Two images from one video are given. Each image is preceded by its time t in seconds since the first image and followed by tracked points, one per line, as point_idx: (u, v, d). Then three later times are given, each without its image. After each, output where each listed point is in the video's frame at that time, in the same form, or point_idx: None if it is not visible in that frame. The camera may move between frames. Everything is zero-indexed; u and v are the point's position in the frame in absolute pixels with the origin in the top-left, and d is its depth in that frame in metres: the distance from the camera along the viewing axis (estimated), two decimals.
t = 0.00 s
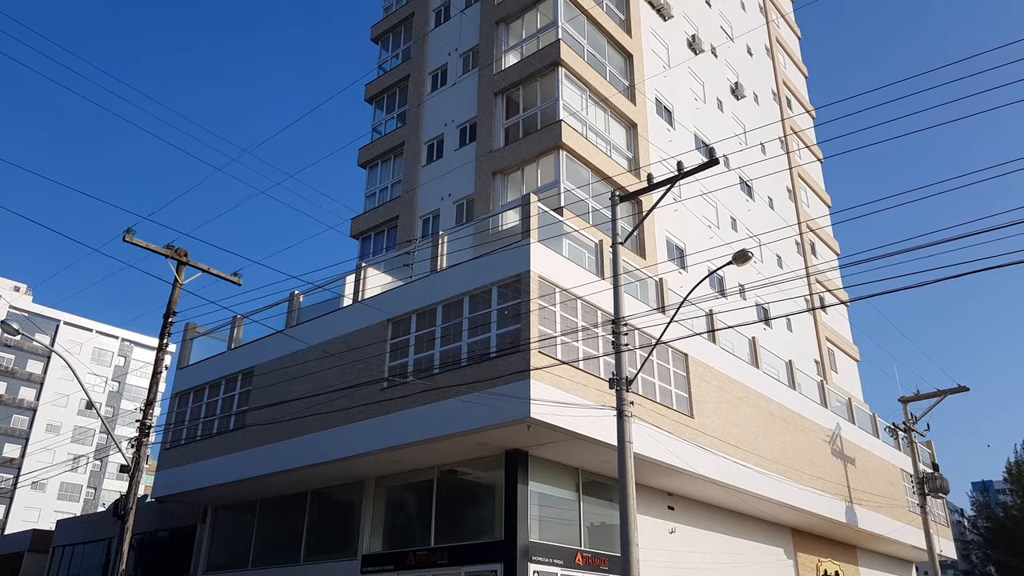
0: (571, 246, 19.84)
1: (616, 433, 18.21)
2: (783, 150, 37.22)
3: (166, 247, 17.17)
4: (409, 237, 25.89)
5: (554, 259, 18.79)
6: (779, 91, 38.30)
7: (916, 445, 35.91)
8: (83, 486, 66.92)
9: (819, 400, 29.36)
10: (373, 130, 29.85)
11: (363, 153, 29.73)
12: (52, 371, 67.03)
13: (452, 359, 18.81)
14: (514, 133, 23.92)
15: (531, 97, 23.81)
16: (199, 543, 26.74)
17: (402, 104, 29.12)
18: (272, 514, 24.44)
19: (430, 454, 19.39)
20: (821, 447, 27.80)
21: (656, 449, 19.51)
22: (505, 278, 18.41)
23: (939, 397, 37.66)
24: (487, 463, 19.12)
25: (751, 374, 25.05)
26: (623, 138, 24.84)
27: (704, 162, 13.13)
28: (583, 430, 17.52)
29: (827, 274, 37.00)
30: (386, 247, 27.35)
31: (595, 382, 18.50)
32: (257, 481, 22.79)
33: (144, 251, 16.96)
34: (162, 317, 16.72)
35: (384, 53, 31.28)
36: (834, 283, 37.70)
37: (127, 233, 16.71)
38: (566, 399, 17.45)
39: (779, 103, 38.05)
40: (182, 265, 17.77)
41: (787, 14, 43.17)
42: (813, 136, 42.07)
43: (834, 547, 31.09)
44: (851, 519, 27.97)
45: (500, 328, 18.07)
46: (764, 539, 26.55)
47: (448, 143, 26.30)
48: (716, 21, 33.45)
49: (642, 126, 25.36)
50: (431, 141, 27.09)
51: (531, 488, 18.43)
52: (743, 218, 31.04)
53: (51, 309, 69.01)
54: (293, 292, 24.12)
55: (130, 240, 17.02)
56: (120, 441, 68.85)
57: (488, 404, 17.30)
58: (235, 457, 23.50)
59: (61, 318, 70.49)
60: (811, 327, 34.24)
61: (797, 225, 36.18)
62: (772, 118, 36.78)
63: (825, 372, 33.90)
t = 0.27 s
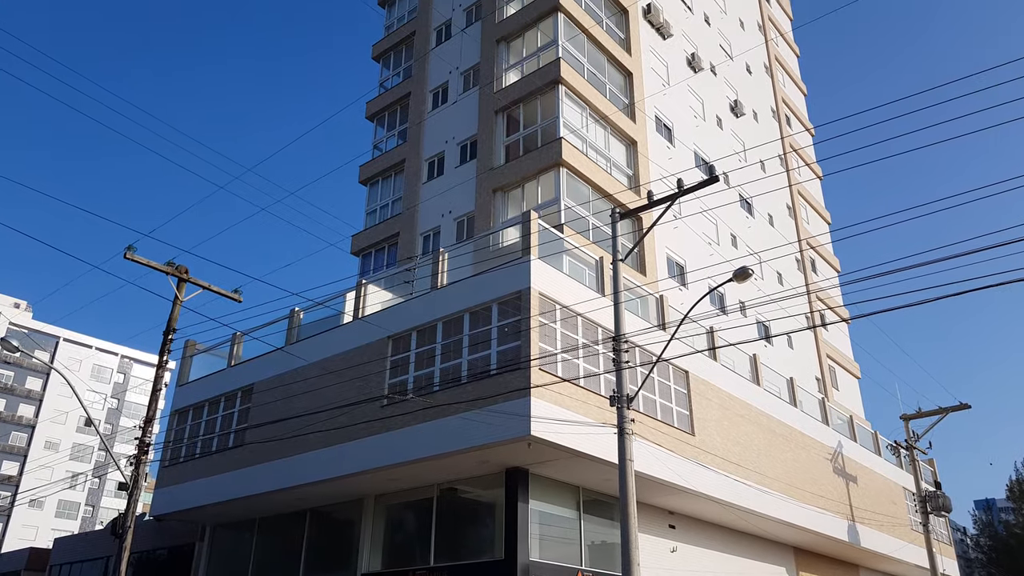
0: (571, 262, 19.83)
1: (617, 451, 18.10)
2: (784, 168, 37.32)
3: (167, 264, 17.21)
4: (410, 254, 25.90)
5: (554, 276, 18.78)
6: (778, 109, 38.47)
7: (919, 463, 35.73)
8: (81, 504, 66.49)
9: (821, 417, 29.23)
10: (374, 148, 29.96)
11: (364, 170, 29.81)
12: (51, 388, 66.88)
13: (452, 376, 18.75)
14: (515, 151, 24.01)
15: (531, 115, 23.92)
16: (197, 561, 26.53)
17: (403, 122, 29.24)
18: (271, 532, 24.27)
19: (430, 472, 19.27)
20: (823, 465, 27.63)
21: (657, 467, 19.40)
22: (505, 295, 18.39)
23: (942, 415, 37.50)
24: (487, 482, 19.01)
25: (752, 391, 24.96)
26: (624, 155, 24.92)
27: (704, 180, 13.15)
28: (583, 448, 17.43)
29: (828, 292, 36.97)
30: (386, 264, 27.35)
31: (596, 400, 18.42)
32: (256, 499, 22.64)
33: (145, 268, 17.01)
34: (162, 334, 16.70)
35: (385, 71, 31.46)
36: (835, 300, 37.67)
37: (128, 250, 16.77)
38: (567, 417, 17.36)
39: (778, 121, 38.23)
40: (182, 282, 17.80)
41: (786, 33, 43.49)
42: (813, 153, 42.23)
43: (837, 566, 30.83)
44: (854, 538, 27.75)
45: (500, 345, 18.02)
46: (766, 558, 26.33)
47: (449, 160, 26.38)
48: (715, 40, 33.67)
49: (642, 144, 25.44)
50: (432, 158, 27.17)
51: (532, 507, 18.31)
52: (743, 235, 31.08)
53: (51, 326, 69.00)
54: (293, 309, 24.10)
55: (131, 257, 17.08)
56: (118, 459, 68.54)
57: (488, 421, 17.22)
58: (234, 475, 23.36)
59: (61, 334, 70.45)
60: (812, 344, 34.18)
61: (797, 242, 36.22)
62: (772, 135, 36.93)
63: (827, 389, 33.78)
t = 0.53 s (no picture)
0: (571, 279, 19.76)
1: (618, 468, 17.99)
2: (783, 185, 37.41)
3: (167, 280, 17.23)
4: (410, 270, 25.90)
5: (554, 292, 18.76)
6: (777, 125, 38.64)
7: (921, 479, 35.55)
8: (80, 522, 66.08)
9: (823, 434, 29.09)
10: (375, 164, 30.04)
11: (364, 186, 29.87)
12: (50, 405, 66.68)
13: (452, 393, 18.68)
14: (515, 167, 24.07)
15: (531, 132, 24.01)
16: None
17: (404, 138, 29.35)
18: (269, 550, 24.08)
19: (430, 489, 19.15)
20: (825, 482, 27.48)
21: (657, 484, 19.29)
22: (505, 311, 18.37)
23: (944, 432, 37.37)
24: (487, 499, 18.88)
25: (753, 408, 24.86)
26: (623, 172, 24.98)
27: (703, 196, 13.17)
28: (584, 465, 17.32)
29: (828, 308, 36.95)
30: (387, 280, 27.34)
31: (597, 416, 18.34)
32: (255, 516, 22.50)
33: (144, 284, 17.04)
34: (162, 351, 16.68)
35: (386, 89, 31.63)
36: (836, 316, 37.64)
37: (128, 266, 16.82)
38: (567, 434, 17.27)
39: (778, 138, 38.38)
40: (182, 298, 17.82)
41: (785, 50, 43.78)
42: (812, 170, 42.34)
43: None
44: (856, 555, 27.55)
45: (500, 361, 17.97)
46: None
47: (449, 176, 26.44)
48: (714, 57, 33.87)
49: (641, 160, 25.51)
50: (432, 174, 27.24)
51: (533, 525, 18.17)
52: (743, 251, 31.10)
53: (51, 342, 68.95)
54: (293, 325, 24.06)
55: (131, 273, 17.11)
56: (117, 477, 68.20)
57: (488, 438, 17.15)
58: (233, 492, 23.23)
59: (61, 351, 70.35)
60: (812, 360, 34.10)
61: (797, 258, 36.24)
62: (771, 152, 37.06)
63: (828, 406, 33.65)
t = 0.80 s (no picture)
0: (572, 294, 19.76)
1: (618, 485, 17.89)
2: (783, 200, 37.50)
3: (168, 296, 17.23)
4: (410, 285, 25.88)
5: (555, 308, 18.73)
6: (776, 141, 38.77)
7: (923, 496, 35.35)
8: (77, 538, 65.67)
9: (824, 450, 28.94)
10: (376, 180, 30.09)
11: (365, 202, 29.92)
12: (48, 420, 66.45)
13: (452, 409, 18.61)
14: (515, 183, 24.12)
15: (531, 147, 24.09)
16: None
17: (404, 154, 29.44)
18: (267, 568, 23.91)
19: (429, 506, 19.02)
20: (827, 498, 27.32)
21: (658, 501, 19.18)
22: (505, 326, 18.34)
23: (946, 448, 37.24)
24: (487, 516, 18.75)
25: (754, 424, 24.77)
26: (623, 188, 25.04)
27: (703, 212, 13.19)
28: (585, 482, 17.21)
29: (829, 324, 36.91)
30: (387, 296, 27.31)
31: (597, 432, 18.24)
32: (253, 533, 22.35)
33: (144, 299, 17.04)
34: (161, 366, 16.62)
35: (387, 105, 31.76)
36: (836, 332, 37.60)
37: (128, 282, 16.83)
38: (568, 450, 17.19)
39: (778, 154, 38.51)
40: (183, 314, 17.79)
41: (783, 66, 44.00)
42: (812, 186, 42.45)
43: None
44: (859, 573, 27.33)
45: (500, 377, 17.91)
46: None
47: (450, 192, 26.48)
48: (713, 73, 34.03)
49: (641, 176, 25.56)
50: (433, 190, 27.29)
51: (533, 542, 18.03)
52: (744, 266, 31.10)
53: (50, 358, 68.86)
54: (293, 341, 24.01)
55: (131, 289, 17.12)
56: (115, 493, 67.84)
57: (488, 455, 17.07)
58: (231, 509, 23.09)
59: (61, 367, 70.19)
60: (813, 376, 34.02)
61: (798, 274, 36.25)
62: (770, 168, 37.17)
63: (829, 421, 33.52)
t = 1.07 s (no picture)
0: (572, 308, 19.72)
1: (619, 501, 17.78)
2: (783, 215, 37.55)
3: (168, 311, 17.26)
4: (410, 300, 25.86)
5: (555, 323, 18.70)
6: (775, 157, 38.86)
7: (925, 512, 35.14)
8: (75, 554, 65.28)
9: (825, 465, 28.79)
10: (377, 195, 30.15)
11: (366, 217, 29.95)
12: (47, 435, 66.22)
13: (452, 424, 18.53)
14: (516, 198, 24.15)
15: (531, 162, 24.15)
16: None
17: (405, 169, 29.52)
18: None
19: (429, 522, 18.91)
20: (829, 514, 27.16)
21: (659, 517, 19.07)
22: (506, 341, 18.30)
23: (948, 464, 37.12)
24: (487, 532, 18.63)
25: (755, 439, 24.66)
26: (624, 203, 25.08)
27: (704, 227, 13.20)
28: (585, 498, 17.11)
29: (830, 339, 36.85)
30: (387, 310, 27.28)
31: (598, 448, 18.15)
32: (252, 550, 22.20)
33: (144, 314, 17.07)
34: (161, 381, 16.61)
35: (387, 120, 31.88)
36: (837, 347, 37.54)
37: (129, 297, 16.87)
38: (569, 465, 17.10)
39: (778, 170, 38.59)
40: (183, 329, 17.81)
41: (782, 82, 44.19)
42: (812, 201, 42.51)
43: None
44: None
45: (500, 392, 17.85)
46: None
47: (450, 207, 26.53)
48: (712, 89, 34.18)
49: (641, 191, 25.61)
50: (433, 205, 27.33)
51: (534, 558, 17.90)
52: (744, 281, 31.10)
53: (50, 372, 68.73)
54: (292, 356, 23.96)
55: (131, 304, 17.16)
56: (113, 508, 67.49)
57: (488, 470, 16.99)
58: (230, 525, 22.95)
59: (61, 382, 70.02)
60: (815, 391, 33.91)
61: (799, 289, 36.23)
62: (770, 183, 37.26)
63: (831, 437, 33.39)
